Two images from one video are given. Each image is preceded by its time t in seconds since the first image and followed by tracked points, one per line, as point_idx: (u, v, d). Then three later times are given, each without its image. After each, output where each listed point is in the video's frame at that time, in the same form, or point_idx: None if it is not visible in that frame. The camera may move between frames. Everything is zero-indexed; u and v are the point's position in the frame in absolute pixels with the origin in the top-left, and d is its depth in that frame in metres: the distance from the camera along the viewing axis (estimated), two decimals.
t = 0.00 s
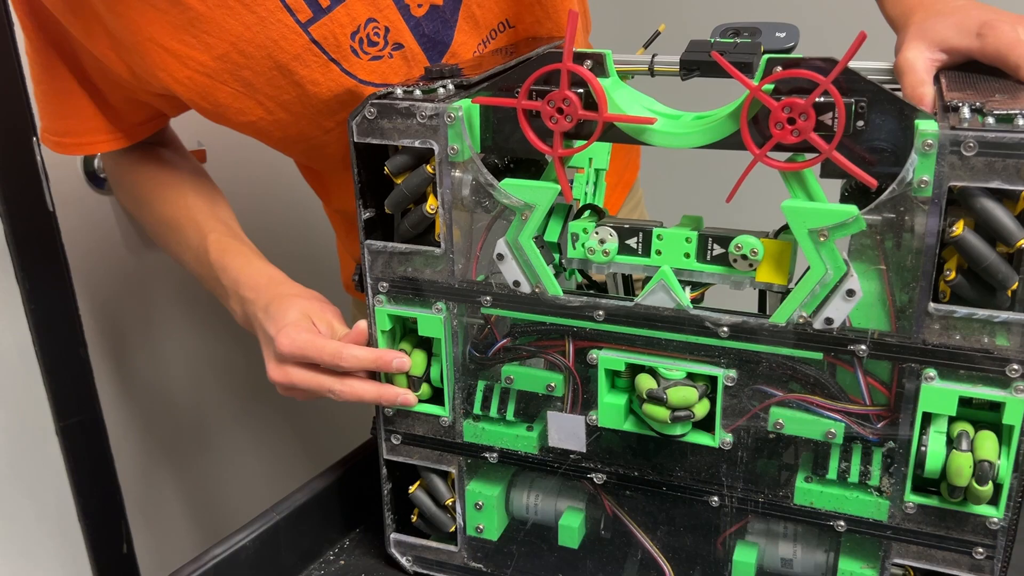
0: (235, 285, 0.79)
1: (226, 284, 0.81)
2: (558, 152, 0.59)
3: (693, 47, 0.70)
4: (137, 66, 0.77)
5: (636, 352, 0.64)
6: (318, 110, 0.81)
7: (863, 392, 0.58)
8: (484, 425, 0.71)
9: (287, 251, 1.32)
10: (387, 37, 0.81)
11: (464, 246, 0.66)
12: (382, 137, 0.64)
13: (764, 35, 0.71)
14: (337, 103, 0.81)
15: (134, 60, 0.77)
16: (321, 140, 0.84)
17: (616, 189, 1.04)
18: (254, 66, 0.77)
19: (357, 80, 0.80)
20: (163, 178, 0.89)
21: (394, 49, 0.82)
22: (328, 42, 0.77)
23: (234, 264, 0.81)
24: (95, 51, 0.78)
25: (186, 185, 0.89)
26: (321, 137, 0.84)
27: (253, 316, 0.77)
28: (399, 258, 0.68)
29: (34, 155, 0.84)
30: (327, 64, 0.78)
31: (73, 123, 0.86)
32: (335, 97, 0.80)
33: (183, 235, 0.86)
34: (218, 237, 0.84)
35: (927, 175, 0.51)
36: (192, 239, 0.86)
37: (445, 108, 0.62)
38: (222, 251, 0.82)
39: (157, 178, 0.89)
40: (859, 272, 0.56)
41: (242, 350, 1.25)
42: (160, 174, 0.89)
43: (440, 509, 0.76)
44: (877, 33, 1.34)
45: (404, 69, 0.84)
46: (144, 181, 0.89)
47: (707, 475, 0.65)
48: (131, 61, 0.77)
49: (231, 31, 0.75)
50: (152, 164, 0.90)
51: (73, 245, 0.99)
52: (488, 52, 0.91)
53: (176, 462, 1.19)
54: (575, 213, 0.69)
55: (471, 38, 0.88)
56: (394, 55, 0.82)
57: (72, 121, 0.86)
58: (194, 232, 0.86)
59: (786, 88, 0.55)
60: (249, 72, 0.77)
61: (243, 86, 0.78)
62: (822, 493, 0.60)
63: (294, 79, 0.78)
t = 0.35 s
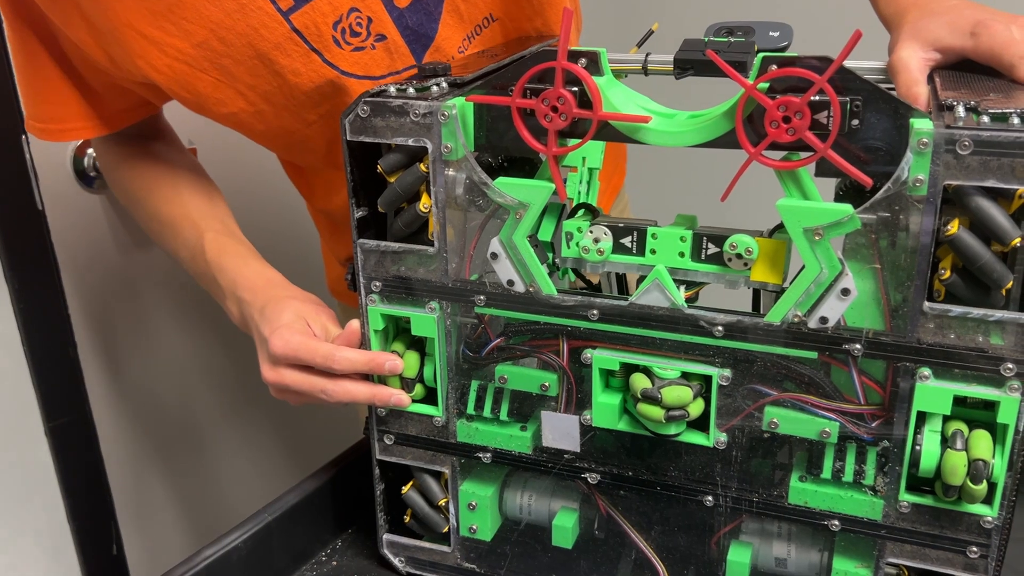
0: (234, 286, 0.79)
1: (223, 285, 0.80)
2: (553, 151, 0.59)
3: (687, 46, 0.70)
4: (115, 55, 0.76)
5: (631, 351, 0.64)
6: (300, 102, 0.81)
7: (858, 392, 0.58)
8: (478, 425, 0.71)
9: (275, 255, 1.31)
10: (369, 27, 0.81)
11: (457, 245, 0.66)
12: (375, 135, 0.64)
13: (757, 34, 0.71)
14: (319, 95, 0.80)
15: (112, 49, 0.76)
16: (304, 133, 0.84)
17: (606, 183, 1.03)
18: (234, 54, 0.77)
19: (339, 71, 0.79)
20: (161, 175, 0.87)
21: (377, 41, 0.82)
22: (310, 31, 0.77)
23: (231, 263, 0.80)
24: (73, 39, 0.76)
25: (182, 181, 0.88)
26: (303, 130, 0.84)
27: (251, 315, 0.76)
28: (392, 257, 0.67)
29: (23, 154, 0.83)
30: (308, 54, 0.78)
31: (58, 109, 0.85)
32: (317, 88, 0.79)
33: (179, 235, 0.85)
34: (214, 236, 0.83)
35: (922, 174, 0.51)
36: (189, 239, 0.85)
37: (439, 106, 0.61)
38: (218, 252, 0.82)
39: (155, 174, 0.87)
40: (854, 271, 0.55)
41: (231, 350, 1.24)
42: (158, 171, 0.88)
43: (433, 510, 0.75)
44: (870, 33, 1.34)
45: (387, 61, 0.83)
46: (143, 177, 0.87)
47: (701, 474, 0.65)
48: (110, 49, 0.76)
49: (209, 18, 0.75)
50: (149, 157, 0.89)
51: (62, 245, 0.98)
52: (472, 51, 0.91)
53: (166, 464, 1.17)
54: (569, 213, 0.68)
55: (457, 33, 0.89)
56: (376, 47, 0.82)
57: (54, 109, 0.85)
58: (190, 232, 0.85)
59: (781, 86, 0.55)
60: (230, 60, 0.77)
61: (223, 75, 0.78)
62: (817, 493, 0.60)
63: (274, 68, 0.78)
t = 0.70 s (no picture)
0: (228, 287, 0.78)
1: (216, 285, 0.80)
2: (549, 154, 0.59)
3: (683, 49, 0.70)
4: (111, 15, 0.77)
5: (627, 354, 0.63)
6: (286, 64, 0.82)
7: (854, 395, 0.58)
8: (474, 428, 0.71)
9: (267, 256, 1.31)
10: None
11: (454, 248, 0.66)
12: (371, 138, 0.64)
13: (753, 37, 0.70)
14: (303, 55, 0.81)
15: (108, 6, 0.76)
16: (288, 100, 0.85)
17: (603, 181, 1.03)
18: (226, 5, 0.79)
19: (323, 31, 0.80)
20: (155, 170, 0.87)
21: (364, 6, 0.82)
22: None
23: (225, 264, 0.80)
24: None
25: (175, 178, 0.87)
26: (289, 96, 0.85)
27: (245, 317, 0.76)
28: (389, 259, 0.67)
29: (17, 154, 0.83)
30: (295, 11, 0.79)
31: (47, 74, 0.83)
32: (301, 47, 0.80)
33: (172, 230, 0.85)
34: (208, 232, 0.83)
35: (919, 178, 0.51)
36: (181, 234, 0.84)
37: (435, 109, 0.61)
38: (212, 251, 0.81)
39: (149, 169, 0.87)
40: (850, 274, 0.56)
41: (225, 351, 1.23)
42: (153, 164, 0.87)
43: (429, 513, 0.75)
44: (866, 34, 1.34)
45: (374, 28, 0.83)
46: (137, 170, 0.86)
47: (698, 477, 0.65)
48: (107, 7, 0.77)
49: None
50: (143, 149, 0.88)
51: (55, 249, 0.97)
52: (465, 34, 0.90)
53: (161, 465, 1.17)
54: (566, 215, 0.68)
55: (451, 14, 0.88)
56: (364, 12, 0.82)
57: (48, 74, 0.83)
58: (184, 227, 0.84)
59: (777, 90, 0.55)
60: (221, 11, 0.79)
61: (214, 28, 0.80)
62: (813, 496, 0.60)
63: (263, 22, 0.79)
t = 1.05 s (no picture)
0: (216, 279, 0.78)
1: (203, 276, 0.79)
2: (544, 154, 0.59)
3: (678, 49, 0.70)
4: None
5: (622, 354, 0.63)
6: (280, 25, 0.81)
7: (849, 395, 0.58)
8: (468, 428, 0.70)
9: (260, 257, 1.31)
10: None
11: (448, 248, 0.65)
12: (366, 138, 0.63)
13: (748, 37, 0.71)
14: (297, 17, 0.80)
15: None
16: (282, 66, 0.84)
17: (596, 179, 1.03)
18: None
19: None
20: (146, 154, 0.85)
21: None
22: None
23: (213, 257, 0.79)
24: None
25: (164, 163, 0.85)
26: (281, 62, 0.83)
27: (233, 310, 0.75)
28: (383, 259, 0.67)
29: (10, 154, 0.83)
30: None
31: (36, 35, 0.78)
32: (295, 8, 0.80)
33: (158, 219, 0.83)
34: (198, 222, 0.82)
35: (913, 178, 0.51)
36: (168, 223, 0.82)
37: (429, 109, 0.61)
38: (200, 242, 0.80)
39: (139, 152, 0.84)
40: (845, 275, 0.56)
41: (219, 351, 1.23)
42: (143, 148, 0.85)
43: (424, 513, 0.75)
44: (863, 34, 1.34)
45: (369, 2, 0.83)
46: (126, 155, 0.84)
47: (692, 477, 0.65)
48: None
49: None
50: (133, 128, 0.85)
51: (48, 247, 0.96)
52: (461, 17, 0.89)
53: (155, 462, 1.16)
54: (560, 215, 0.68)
55: None
56: None
57: (38, 32, 0.78)
58: (171, 215, 0.82)
59: (772, 90, 0.55)
60: None
61: None
62: (807, 496, 0.60)
63: None
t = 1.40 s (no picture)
0: (210, 286, 0.77)
1: (198, 282, 0.79)
2: (540, 154, 0.58)
3: (674, 48, 0.70)
4: None
5: (618, 355, 0.63)
6: (280, 18, 0.81)
7: (845, 396, 0.58)
8: (464, 429, 0.70)
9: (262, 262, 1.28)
10: None
11: (444, 249, 0.65)
12: (361, 138, 0.63)
13: (744, 36, 0.70)
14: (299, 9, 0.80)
15: None
16: (282, 59, 0.83)
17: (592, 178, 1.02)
18: None
19: None
20: (144, 156, 0.84)
21: None
22: None
23: (208, 263, 0.78)
24: None
25: (162, 166, 0.85)
26: (281, 55, 0.83)
27: (228, 318, 0.75)
28: (379, 260, 0.67)
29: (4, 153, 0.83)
30: None
31: (28, 27, 0.77)
32: None
33: (154, 222, 0.82)
34: (194, 228, 0.81)
35: (910, 178, 0.51)
36: (163, 226, 0.82)
37: (425, 109, 0.60)
38: (195, 248, 0.80)
39: (138, 154, 0.84)
40: (842, 275, 0.55)
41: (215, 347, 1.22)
42: (142, 150, 0.85)
43: (420, 514, 0.75)
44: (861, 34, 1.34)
45: None
46: (124, 156, 0.84)
47: (689, 478, 0.65)
48: None
49: None
50: (132, 129, 0.85)
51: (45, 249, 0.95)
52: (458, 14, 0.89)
53: (154, 459, 1.16)
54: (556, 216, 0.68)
55: None
56: None
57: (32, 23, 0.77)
58: (167, 219, 0.82)
59: (769, 90, 0.55)
60: None
61: None
62: (804, 496, 0.60)
63: None
